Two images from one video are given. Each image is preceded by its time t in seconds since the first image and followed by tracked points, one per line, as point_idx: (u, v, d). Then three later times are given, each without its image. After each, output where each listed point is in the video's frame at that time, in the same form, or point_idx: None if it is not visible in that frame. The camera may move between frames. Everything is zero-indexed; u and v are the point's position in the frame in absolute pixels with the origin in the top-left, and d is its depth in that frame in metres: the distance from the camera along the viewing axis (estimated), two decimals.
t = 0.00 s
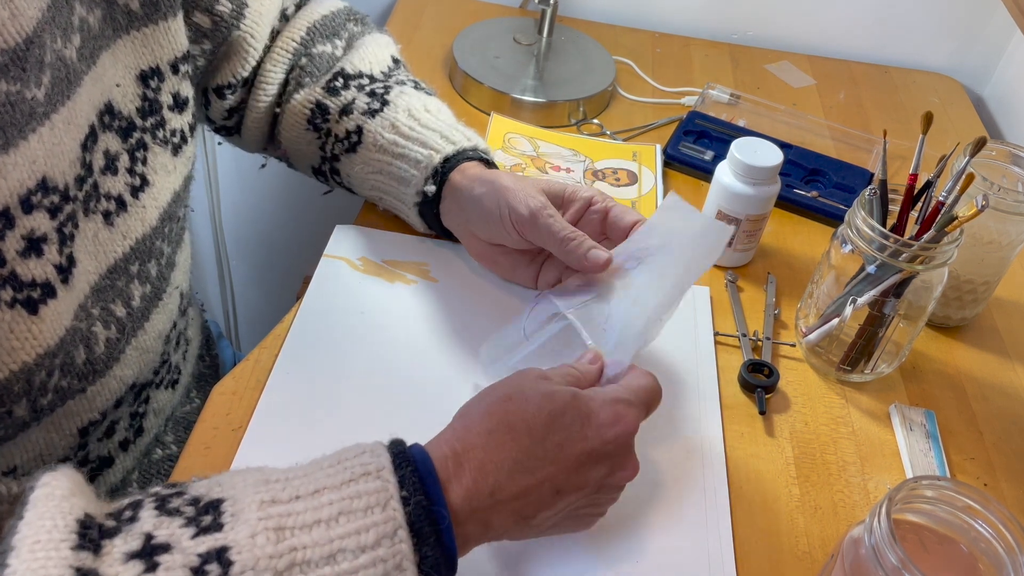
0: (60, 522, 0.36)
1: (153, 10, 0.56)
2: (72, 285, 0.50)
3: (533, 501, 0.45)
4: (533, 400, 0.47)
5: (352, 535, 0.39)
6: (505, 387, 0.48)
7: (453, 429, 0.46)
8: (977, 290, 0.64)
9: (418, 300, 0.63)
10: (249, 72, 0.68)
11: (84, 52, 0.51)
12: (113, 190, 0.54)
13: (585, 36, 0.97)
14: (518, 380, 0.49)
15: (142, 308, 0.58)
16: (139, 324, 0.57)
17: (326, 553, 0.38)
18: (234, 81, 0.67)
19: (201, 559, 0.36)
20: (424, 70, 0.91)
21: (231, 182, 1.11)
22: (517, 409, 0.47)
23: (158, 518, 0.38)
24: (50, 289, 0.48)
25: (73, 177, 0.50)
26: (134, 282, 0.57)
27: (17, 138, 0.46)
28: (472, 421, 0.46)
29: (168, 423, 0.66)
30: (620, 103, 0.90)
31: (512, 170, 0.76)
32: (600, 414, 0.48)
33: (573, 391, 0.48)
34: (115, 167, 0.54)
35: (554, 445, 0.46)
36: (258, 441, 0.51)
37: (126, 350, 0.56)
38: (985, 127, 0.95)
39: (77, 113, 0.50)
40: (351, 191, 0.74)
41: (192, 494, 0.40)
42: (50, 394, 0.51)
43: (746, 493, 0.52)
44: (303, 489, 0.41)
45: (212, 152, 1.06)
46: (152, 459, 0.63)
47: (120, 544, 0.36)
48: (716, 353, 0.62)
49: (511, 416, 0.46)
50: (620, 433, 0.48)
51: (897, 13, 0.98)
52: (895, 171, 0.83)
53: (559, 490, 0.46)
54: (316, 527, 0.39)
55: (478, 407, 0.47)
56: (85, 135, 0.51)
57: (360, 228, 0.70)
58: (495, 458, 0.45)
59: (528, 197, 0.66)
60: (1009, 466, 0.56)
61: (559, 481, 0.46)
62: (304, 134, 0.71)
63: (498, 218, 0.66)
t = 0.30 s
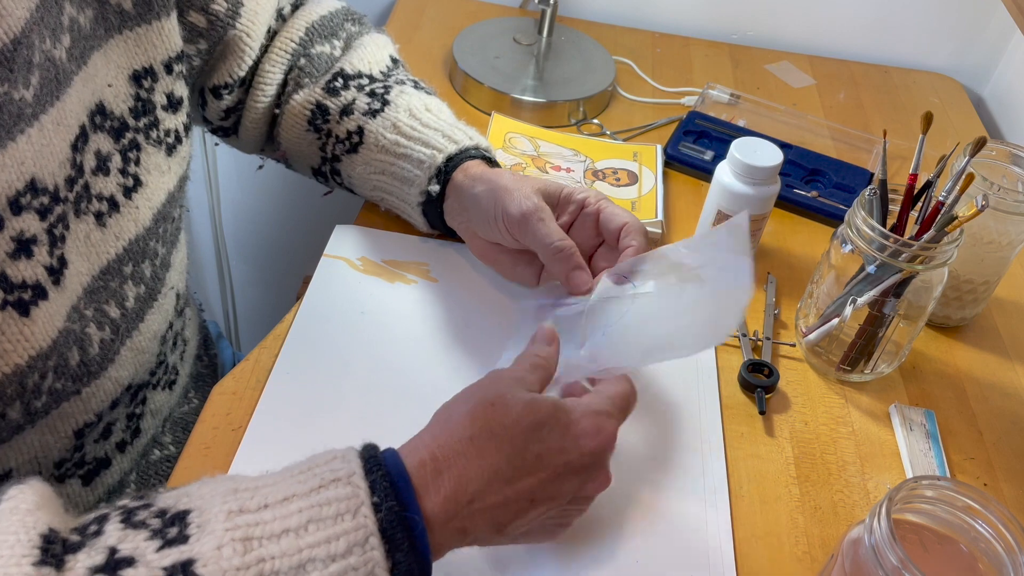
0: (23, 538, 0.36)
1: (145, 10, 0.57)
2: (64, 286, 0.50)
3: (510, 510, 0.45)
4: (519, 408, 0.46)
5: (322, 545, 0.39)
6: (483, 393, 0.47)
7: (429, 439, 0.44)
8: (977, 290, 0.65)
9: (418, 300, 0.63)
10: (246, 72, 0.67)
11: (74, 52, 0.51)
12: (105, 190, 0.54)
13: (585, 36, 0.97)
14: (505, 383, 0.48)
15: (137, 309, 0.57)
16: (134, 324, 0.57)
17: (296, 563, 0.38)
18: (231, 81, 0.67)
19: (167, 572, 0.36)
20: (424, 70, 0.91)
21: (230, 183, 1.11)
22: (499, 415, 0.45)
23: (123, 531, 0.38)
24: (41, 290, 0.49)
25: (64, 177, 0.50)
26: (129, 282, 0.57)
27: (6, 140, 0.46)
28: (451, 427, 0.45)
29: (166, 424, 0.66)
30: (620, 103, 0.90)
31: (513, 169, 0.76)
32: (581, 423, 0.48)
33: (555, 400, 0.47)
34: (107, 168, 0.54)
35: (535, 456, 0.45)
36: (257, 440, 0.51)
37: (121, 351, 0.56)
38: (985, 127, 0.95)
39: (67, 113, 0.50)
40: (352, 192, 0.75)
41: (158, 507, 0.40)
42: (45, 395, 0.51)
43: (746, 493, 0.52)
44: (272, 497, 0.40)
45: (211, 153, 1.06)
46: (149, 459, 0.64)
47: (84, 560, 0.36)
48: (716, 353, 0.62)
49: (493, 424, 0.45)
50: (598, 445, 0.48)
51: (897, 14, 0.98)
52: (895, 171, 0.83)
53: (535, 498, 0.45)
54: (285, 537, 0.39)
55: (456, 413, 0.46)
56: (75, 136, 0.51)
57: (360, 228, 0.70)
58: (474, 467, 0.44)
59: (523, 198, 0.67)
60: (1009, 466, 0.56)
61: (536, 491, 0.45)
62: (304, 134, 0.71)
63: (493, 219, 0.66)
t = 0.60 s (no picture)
0: (15, 559, 0.36)
1: (139, 11, 0.56)
2: (59, 289, 0.50)
3: (529, 539, 0.43)
4: (524, 437, 0.43)
5: None
6: (493, 418, 0.45)
7: (439, 470, 0.44)
8: (977, 290, 0.64)
9: (417, 301, 0.63)
10: (241, 75, 0.67)
11: (67, 54, 0.51)
12: (99, 192, 0.54)
13: (585, 36, 0.97)
14: (517, 404, 0.46)
15: (133, 311, 0.57)
16: (129, 326, 0.57)
17: None
18: (225, 85, 0.67)
19: None
20: (424, 69, 0.91)
21: (231, 185, 1.10)
22: (508, 437, 0.44)
23: (116, 558, 0.38)
24: (37, 294, 0.49)
25: (58, 180, 0.50)
26: (124, 284, 0.57)
27: None
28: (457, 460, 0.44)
29: (164, 424, 0.66)
30: (620, 103, 0.90)
31: (514, 169, 0.76)
32: (598, 443, 0.44)
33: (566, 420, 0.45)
34: (101, 169, 0.54)
35: (548, 479, 0.43)
36: (257, 440, 0.51)
37: (118, 354, 0.56)
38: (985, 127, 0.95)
39: (61, 115, 0.50)
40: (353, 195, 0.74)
41: (156, 530, 0.40)
42: (42, 399, 0.51)
43: (745, 493, 0.52)
44: (269, 530, 0.40)
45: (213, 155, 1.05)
46: (147, 460, 0.64)
47: None
48: (716, 353, 0.62)
49: (501, 450, 0.43)
50: (620, 467, 0.44)
51: (897, 14, 0.98)
52: (894, 171, 0.83)
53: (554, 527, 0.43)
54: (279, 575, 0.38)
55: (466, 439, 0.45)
56: (69, 138, 0.51)
57: (360, 228, 0.70)
58: (485, 500, 0.42)
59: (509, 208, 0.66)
60: (1009, 466, 0.56)
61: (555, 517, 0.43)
62: (302, 139, 0.71)
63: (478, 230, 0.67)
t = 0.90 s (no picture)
0: (27, 563, 0.35)
1: (141, 17, 0.56)
2: (62, 295, 0.50)
3: (528, 557, 0.43)
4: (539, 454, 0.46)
5: None
6: (507, 436, 0.47)
7: (449, 473, 0.45)
8: (976, 290, 0.65)
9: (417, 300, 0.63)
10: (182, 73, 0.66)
11: (68, 59, 0.51)
12: (101, 198, 0.54)
13: (585, 36, 0.97)
14: (534, 431, 0.48)
15: (135, 315, 0.58)
16: (132, 331, 0.57)
17: None
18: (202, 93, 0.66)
19: None
20: (424, 69, 0.91)
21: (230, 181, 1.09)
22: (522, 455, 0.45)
23: (128, 559, 0.38)
24: (39, 300, 0.49)
25: (59, 186, 0.50)
26: (126, 289, 0.57)
27: None
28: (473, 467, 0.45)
29: (164, 426, 0.66)
30: (620, 103, 0.90)
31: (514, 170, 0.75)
32: (609, 473, 0.46)
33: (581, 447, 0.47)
34: (103, 175, 0.54)
35: (555, 499, 0.45)
36: (258, 440, 0.51)
37: (121, 359, 0.57)
38: (985, 127, 0.95)
39: (62, 121, 0.50)
40: (303, 181, 0.72)
41: (165, 532, 0.39)
42: (45, 404, 0.51)
43: (746, 493, 0.52)
44: (279, 532, 0.40)
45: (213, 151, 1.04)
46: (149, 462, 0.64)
47: None
48: (716, 353, 0.62)
49: (513, 462, 0.45)
50: (628, 501, 0.45)
51: (897, 14, 0.98)
52: (894, 171, 0.83)
53: (554, 548, 0.44)
54: None
55: (477, 451, 0.46)
56: (71, 143, 0.51)
57: (362, 228, 0.70)
58: (491, 503, 0.43)
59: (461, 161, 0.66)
60: (1009, 466, 0.56)
61: (557, 538, 0.44)
62: (245, 130, 0.70)
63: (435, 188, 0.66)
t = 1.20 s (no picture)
0: (24, 569, 0.35)
1: (122, 3, 0.56)
2: (54, 294, 0.50)
3: (523, 542, 0.43)
4: (529, 439, 0.46)
5: None
6: (500, 423, 0.47)
7: (442, 461, 0.45)
8: (977, 290, 0.65)
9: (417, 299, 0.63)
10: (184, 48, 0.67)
11: (55, 54, 0.51)
12: (91, 193, 0.54)
13: (585, 36, 0.97)
14: (524, 415, 0.48)
15: (131, 311, 0.58)
16: (128, 327, 0.57)
17: None
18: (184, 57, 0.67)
19: None
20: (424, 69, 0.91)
21: (231, 180, 1.09)
22: (512, 441, 0.46)
23: (126, 563, 0.38)
24: (32, 301, 0.49)
25: (48, 184, 0.50)
26: (121, 284, 0.57)
27: None
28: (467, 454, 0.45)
29: (165, 422, 0.66)
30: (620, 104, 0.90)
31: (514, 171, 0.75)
32: (600, 456, 0.46)
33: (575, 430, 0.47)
34: (92, 170, 0.54)
35: (545, 484, 0.44)
36: (258, 440, 0.51)
37: (117, 355, 0.56)
38: (985, 127, 0.95)
39: (50, 119, 0.50)
40: (312, 131, 0.76)
41: (163, 533, 0.39)
42: (41, 404, 0.51)
43: (745, 493, 0.52)
44: (276, 530, 0.40)
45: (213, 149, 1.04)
46: (149, 458, 0.64)
47: None
48: (716, 353, 0.62)
49: (503, 450, 0.45)
50: (619, 480, 0.45)
51: (897, 14, 0.99)
52: (894, 171, 0.83)
53: (550, 531, 0.44)
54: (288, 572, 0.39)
55: (467, 440, 0.47)
56: (59, 141, 0.51)
57: (363, 227, 0.70)
58: (483, 491, 0.44)
59: (493, 109, 0.74)
60: (1009, 466, 0.56)
61: (550, 523, 0.44)
62: (248, 90, 0.71)
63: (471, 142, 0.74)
